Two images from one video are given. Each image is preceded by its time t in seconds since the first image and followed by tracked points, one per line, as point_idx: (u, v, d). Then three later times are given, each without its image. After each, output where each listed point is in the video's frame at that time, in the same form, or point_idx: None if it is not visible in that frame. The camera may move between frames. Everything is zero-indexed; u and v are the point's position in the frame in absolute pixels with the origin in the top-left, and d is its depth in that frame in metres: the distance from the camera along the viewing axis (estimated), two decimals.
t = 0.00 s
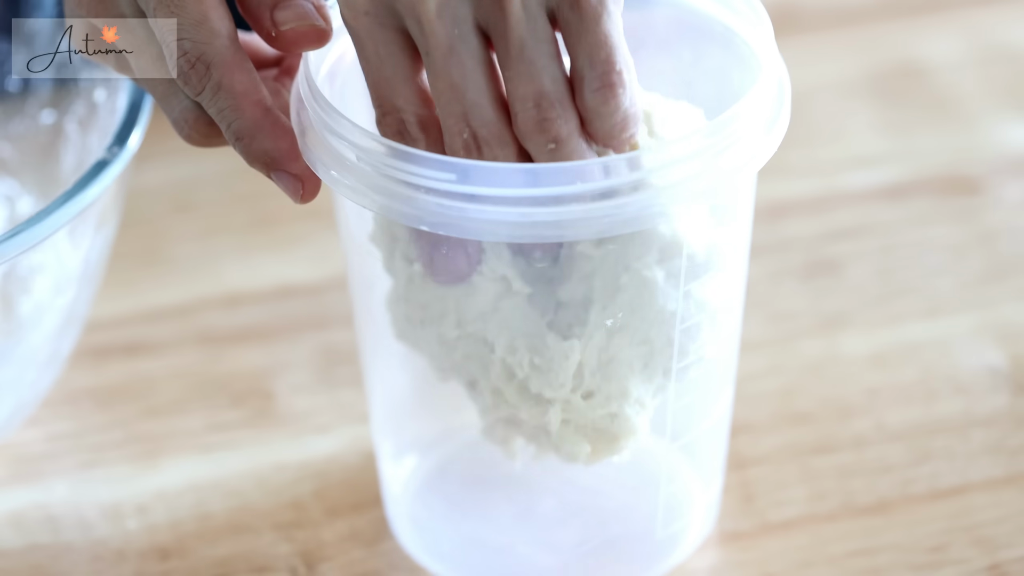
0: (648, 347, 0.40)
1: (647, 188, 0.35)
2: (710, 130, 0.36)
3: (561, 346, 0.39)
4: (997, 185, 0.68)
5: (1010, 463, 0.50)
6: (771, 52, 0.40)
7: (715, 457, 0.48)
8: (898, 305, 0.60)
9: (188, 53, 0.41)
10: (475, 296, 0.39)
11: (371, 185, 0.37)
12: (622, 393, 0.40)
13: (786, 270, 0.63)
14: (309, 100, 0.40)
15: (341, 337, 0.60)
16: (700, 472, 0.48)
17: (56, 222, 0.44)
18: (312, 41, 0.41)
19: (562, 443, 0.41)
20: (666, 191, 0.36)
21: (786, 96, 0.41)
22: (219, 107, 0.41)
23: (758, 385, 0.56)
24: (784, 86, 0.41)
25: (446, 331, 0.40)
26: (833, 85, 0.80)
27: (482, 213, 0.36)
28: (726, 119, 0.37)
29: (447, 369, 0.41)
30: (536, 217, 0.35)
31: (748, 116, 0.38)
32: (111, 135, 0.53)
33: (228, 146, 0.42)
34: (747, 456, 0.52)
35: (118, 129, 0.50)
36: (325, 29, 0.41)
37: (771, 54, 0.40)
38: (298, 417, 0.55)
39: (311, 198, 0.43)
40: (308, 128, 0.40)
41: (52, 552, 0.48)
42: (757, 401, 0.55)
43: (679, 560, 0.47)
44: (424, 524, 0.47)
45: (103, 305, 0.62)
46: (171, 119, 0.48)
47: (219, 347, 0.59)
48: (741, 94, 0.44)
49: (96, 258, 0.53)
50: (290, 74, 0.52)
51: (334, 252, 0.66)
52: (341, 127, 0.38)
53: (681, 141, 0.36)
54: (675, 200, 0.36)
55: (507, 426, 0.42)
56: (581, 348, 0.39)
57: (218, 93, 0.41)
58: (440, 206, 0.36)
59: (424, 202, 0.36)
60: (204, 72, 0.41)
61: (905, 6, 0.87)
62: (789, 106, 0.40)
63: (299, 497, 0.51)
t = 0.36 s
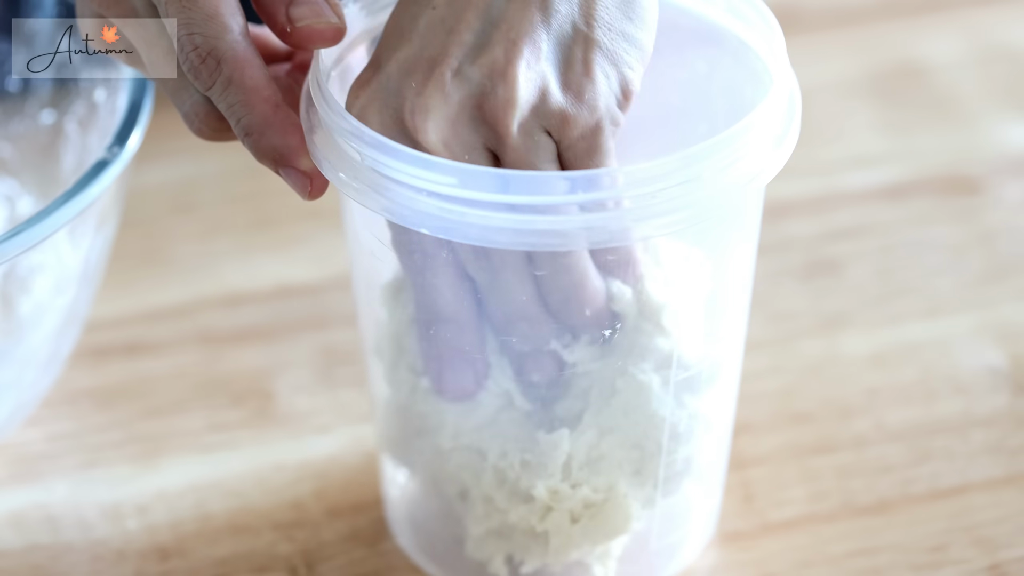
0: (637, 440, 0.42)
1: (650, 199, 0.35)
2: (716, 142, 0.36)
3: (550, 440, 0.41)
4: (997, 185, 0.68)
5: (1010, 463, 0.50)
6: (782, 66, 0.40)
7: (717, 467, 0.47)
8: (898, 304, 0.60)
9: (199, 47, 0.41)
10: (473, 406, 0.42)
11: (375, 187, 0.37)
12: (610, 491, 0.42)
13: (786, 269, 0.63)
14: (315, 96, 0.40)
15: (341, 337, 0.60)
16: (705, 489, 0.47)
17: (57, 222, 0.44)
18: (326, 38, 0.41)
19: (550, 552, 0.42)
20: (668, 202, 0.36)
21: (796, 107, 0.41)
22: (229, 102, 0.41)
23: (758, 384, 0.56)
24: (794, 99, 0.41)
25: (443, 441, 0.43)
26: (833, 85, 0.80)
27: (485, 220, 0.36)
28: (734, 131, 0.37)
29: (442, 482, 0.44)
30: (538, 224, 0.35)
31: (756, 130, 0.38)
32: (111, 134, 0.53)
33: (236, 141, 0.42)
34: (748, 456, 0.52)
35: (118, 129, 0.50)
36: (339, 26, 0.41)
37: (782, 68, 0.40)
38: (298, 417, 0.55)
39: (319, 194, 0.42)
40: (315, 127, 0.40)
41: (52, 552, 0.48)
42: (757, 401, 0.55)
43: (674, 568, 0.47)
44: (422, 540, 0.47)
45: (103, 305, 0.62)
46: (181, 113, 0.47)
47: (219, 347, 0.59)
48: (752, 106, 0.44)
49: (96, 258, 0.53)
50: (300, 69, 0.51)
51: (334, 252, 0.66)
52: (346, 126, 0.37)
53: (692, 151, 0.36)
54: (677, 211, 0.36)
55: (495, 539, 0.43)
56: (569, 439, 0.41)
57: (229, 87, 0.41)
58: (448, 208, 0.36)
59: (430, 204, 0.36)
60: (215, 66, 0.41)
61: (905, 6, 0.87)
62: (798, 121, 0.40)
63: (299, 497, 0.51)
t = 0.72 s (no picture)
0: (638, 435, 0.42)
1: (655, 189, 0.35)
2: (719, 132, 0.36)
3: (558, 436, 0.41)
4: (997, 185, 0.68)
5: (1010, 463, 0.50)
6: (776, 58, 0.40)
7: (712, 461, 0.48)
8: (898, 304, 0.60)
9: (198, 42, 0.40)
10: (473, 403, 0.42)
11: (375, 181, 0.37)
12: (614, 487, 0.42)
13: (786, 269, 0.63)
14: (313, 94, 0.40)
15: (341, 337, 0.60)
16: (700, 483, 0.47)
17: (57, 222, 0.44)
18: (319, 40, 0.41)
19: (552, 549, 0.42)
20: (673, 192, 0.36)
21: (789, 98, 0.41)
22: (227, 97, 0.41)
23: (758, 384, 0.56)
24: (788, 91, 0.41)
25: (445, 439, 0.43)
26: (833, 85, 0.80)
27: (488, 211, 0.36)
28: (733, 121, 0.37)
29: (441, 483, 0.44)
30: (541, 216, 0.35)
31: (753, 121, 0.38)
32: (111, 135, 0.53)
33: (233, 136, 0.42)
34: (747, 456, 0.52)
35: (118, 129, 0.50)
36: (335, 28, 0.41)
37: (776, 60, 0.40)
38: (298, 417, 0.55)
39: (315, 189, 0.43)
40: (313, 124, 0.40)
41: (52, 552, 0.48)
42: (756, 401, 0.55)
43: (670, 563, 0.47)
44: (423, 540, 0.47)
45: (103, 305, 0.62)
46: (175, 110, 0.47)
47: (219, 347, 0.59)
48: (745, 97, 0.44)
49: (97, 258, 0.53)
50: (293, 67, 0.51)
51: (334, 252, 0.66)
52: (345, 120, 0.38)
53: (690, 141, 0.35)
54: (681, 200, 0.36)
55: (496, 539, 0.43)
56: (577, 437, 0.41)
57: (227, 83, 0.41)
58: (447, 203, 0.36)
59: (431, 199, 0.36)
60: (214, 62, 0.41)
61: (905, 6, 0.87)
62: (792, 112, 0.40)
63: (299, 497, 0.51)
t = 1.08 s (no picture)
0: (619, 445, 0.42)
1: (632, 198, 0.36)
2: (697, 142, 0.36)
3: (538, 442, 0.41)
4: (996, 186, 0.68)
5: (1008, 462, 0.50)
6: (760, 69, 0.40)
7: (696, 472, 0.48)
8: (897, 304, 0.60)
9: (184, 48, 0.42)
10: (456, 399, 0.42)
11: (355, 188, 0.37)
12: (593, 498, 0.42)
13: (785, 269, 0.63)
14: (297, 100, 0.40)
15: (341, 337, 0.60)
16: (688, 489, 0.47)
17: (58, 223, 0.44)
18: (308, 45, 0.42)
19: (529, 554, 0.42)
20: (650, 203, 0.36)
21: (774, 106, 0.41)
22: (214, 102, 0.43)
23: (757, 383, 0.56)
24: (773, 99, 0.41)
25: (428, 431, 0.42)
26: (832, 85, 0.80)
27: (465, 219, 0.36)
28: (714, 130, 0.37)
29: (424, 479, 0.44)
30: (518, 224, 0.36)
31: (735, 131, 0.38)
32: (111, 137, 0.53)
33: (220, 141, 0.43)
34: (746, 455, 0.52)
35: (120, 131, 0.50)
36: (325, 33, 0.42)
37: (761, 72, 0.40)
38: (299, 416, 0.55)
39: (301, 195, 0.43)
40: (297, 129, 0.40)
41: (53, 551, 0.49)
42: (755, 401, 0.55)
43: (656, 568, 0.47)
44: (406, 536, 0.47)
45: (105, 304, 0.63)
46: (161, 113, 0.47)
47: (220, 347, 0.59)
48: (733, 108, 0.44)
49: (98, 259, 0.53)
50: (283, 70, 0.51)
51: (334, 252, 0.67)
52: (329, 126, 0.38)
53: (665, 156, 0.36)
54: (657, 211, 0.36)
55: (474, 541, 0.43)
56: (556, 445, 0.41)
57: (214, 88, 0.42)
58: (425, 209, 0.36)
59: (410, 205, 0.36)
60: (200, 67, 0.42)
61: (903, 6, 0.88)
62: (777, 120, 0.41)
63: (300, 497, 0.51)
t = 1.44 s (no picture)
0: (630, 444, 0.42)
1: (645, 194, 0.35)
2: (710, 139, 0.36)
3: (549, 440, 0.41)
4: (996, 185, 0.68)
5: (1009, 463, 0.50)
6: (773, 64, 0.40)
7: (707, 470, 0.48)
8: (897, 304, 0.60)
9: (194, 43, 0.41)
10: (468, 397, 0.42)
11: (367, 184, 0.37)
12: (603, 496, 0.42)
13: (786, 269, 0.63)
14: (309, 95, 0.40)
15: (340, 337, 0.60)
16: (699, 486, 0.47)
17: (57, 223, 0.44)
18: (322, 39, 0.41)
19: (540, 552, 0.42)
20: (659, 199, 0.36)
21: (786, 103, 0.41)
22: (224, 97, 0.41)
23: (758, 384, 0.56)
24: (785, 96, 0.41)
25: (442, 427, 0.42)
26: (832, 85, 0.80)
27: (477, 216, 0.36)
28: (727, 127, 0.37)
29: (437, 474, 0.44)
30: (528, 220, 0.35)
31: (746, 128, 0.38)
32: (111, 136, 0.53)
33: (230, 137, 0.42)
34: (746, 456, 0.52)
35: (118, 130, 0.49)
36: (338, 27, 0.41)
37: (774, 66, 0.40)
38: (297, 417, 0.55)
39: (313, 190, 0.43)
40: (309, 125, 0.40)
41: (52, 552, 0.48)
42: (755, 401, 0.55)
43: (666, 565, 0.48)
44: (417, 533, 0.47)
45: (104, 305, 0.63)
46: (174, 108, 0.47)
47: (219, 347, 0.59)
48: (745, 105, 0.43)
49: (98, 259, 0.53)
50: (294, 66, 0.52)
51: (334, 252, 0.67)
52: (340, 124, 0.38)
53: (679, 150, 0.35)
54: (669, 208, 0.36)
55: (484, 540, 0.44)
56: (569, 443, 0.41)
57: (224, 83, 0.41)
58: (437, 205, 0.36)
59: (422, 202, 0.36)
60: (210, 62, 0.41)
61: (903, 6, 0.88)
62: (789, 117, 0.40)
63: (299, 497, 0.51)
